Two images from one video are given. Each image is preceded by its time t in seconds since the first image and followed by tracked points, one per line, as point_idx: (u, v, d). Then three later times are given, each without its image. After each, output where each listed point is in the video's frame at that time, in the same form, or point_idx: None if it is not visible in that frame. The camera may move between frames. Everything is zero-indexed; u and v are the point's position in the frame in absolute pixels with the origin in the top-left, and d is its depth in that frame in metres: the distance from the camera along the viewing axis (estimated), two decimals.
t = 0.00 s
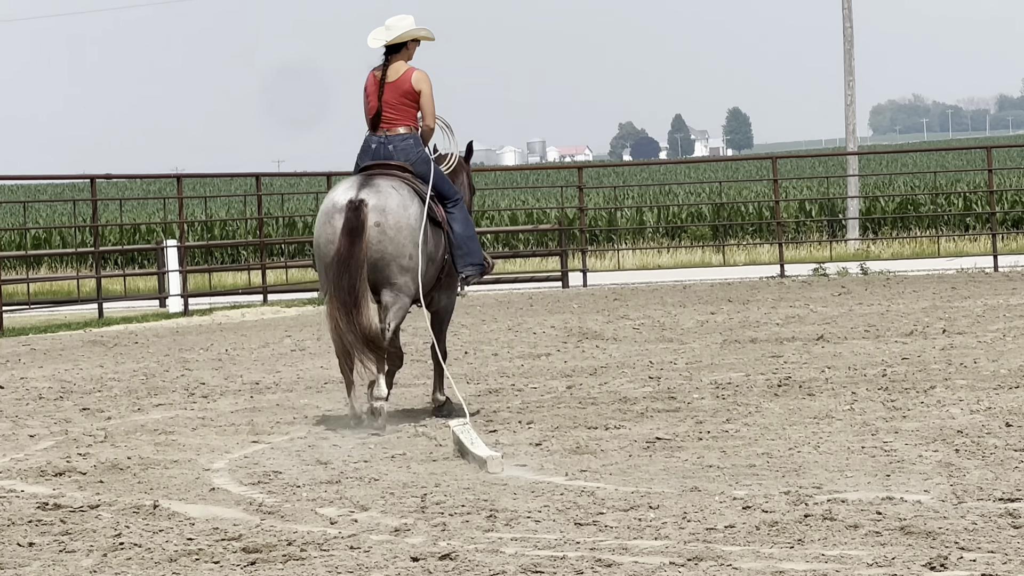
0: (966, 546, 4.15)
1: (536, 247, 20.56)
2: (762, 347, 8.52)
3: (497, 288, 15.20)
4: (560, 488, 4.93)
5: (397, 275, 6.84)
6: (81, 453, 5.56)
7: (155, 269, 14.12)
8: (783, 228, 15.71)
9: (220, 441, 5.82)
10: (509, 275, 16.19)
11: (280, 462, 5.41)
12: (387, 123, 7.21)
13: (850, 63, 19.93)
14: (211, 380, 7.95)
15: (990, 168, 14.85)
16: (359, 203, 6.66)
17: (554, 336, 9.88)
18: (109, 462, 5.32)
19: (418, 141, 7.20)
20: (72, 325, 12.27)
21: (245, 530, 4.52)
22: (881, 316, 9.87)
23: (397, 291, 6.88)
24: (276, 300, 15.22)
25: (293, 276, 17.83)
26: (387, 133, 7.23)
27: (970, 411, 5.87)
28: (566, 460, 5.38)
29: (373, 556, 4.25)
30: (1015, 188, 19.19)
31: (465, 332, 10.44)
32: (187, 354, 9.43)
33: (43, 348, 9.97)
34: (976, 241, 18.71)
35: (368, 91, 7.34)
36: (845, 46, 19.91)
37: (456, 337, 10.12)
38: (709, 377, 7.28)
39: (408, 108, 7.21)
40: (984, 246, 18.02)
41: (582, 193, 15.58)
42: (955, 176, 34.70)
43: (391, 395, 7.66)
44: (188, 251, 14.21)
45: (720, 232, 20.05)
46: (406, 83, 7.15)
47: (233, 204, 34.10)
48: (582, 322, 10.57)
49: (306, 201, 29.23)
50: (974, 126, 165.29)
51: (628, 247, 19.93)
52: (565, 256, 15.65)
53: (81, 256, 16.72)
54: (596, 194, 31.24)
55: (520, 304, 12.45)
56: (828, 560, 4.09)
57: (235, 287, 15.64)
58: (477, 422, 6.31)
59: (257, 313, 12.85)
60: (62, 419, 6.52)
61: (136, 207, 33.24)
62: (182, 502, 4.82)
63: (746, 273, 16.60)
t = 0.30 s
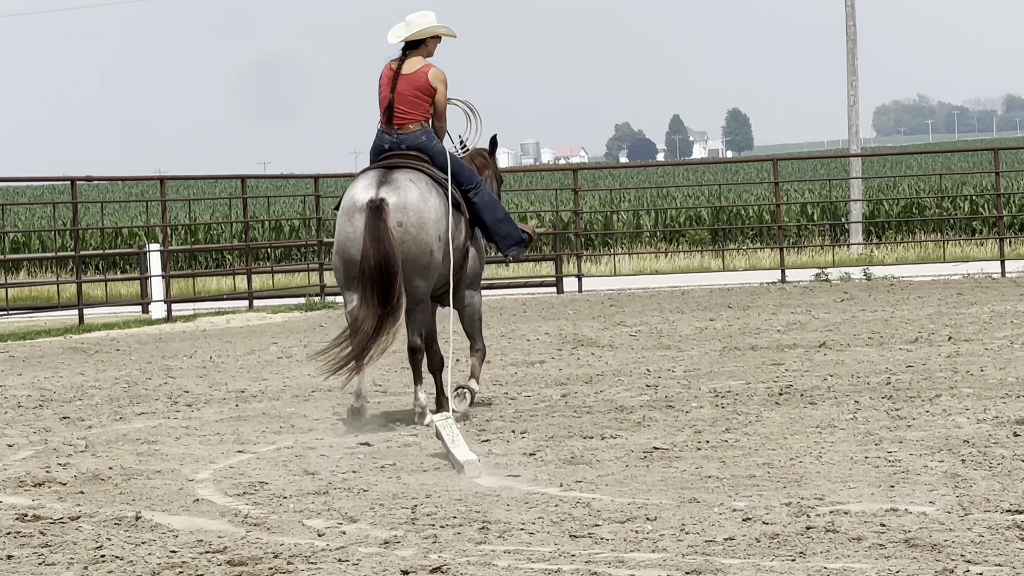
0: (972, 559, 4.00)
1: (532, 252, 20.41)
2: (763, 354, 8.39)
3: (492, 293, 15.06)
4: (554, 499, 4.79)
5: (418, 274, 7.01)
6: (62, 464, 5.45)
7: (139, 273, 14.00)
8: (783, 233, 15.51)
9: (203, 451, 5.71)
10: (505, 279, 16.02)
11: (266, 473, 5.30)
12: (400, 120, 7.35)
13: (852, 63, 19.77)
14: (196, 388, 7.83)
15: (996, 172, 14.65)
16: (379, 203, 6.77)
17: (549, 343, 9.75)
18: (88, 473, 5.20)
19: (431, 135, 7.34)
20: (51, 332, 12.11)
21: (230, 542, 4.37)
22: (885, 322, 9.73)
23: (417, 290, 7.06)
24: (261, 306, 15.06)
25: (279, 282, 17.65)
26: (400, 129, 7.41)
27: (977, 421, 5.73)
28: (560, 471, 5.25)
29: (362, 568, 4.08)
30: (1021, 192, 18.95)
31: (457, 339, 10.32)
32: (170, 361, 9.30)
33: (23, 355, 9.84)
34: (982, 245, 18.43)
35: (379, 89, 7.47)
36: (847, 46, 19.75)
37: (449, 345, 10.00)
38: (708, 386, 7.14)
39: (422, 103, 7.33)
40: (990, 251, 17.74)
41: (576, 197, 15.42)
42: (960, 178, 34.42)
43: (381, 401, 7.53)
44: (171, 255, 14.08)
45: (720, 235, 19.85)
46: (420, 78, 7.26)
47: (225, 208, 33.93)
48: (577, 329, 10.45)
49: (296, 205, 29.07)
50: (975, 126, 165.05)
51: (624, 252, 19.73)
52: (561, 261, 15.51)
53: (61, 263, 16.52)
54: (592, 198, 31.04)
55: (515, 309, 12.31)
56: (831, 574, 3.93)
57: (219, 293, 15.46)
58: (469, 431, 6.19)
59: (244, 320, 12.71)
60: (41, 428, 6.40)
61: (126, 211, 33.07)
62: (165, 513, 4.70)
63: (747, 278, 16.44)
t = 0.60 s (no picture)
0: (966, 565, 3.97)
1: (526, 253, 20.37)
2: (756, 358, 8.37)
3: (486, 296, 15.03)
4: (545, 504, 4.77)
5: (423, 283, 6.87)
6: (50, 468, 5.44)
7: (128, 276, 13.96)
8: (777, 236, 15.42)
9: (192, 456, 5.69)
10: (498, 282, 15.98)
11: (256, 477, 5.28)
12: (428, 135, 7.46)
13: (847, 64, 19.74)
14: (187, 391, 7.81)
15: (991, 174, 14.58)
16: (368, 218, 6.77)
17: (541, 347, 9.73)
18: (77, 478, 5.18)
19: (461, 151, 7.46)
20: (40, 335, 12.09)
21: (220, 546, 4.34)
22: (878, 326, 9.71)
23: (425, 296, 6.90)
24: (251, 310, 15.03)
25: (269, 285, 17.62)
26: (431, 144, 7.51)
27: (970, 425, 5.71)
28: (552, 475, 5.23)
29: (352, 573, 4.05)
30: (1016, 195, 18.85)
31: (449, 343, 10.30)
32: (160, 365, 9.28)
33: (11, 359, 9.81)
34: (976, 248, 18.29)
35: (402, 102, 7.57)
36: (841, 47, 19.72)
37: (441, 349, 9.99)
38: (702, 390, 7.12)
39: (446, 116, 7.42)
40: (985, 254, 17.61)
41: (569, 200, 15.39)
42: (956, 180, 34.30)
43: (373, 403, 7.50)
44: (160, 257, 14.02)
45: (713, 238, 19.78)
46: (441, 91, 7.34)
47: (216, 208, 33.85)
48: (569, 333, 10.43)
49: (287, 207, 29.05)
50: (975, 126, 164.95)
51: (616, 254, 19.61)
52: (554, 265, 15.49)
53: (50, 265, 16.48)
54: (585, 200, 30.98)
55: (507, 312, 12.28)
56: None
57: (210, 296, 15.45)
58: (461, 436, 6.16)
59: (234, 323, 12.67)
60: (30, 432, 6.38)
61: (118, 213, 32.95)
62: (154, 518, 4.68)
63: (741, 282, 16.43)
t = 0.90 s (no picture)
0: (959, 566, 3.97)
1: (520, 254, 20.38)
2: (749, 359, 8.38)
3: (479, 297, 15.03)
4: (538, 505, 4.77)
5: (432, 273, 7.17)
6: (42, 468, 5.44)
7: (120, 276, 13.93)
8: (770, 237, 15.39)
9: (184, 457, 5.70)
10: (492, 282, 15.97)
11: (248, 477, 5.29)
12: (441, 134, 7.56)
13: (839, 66, 19.74)
14: (181, 392, 7.82)
15: (985, 176, 14.57)
16: (390, 206, 6.97)
17: (534, 348, 9.73)
18: (69, 479, 5.18)
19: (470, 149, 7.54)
20: (32, 336, 12.09)
21: (212, 547, 4.34)
22: (871, 327, 9.71)
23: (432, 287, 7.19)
24: (244, 310, 15.03)
25: (262, 286, 17.63)
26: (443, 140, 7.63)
27: (963, 426, 5.71)
28: (545, 476, 5.24)
29: (345, 573, 4.04)
30: (1009, 195, 18.85)
31: (443, 345, 10.31)
32: (153, 365, 9.28)
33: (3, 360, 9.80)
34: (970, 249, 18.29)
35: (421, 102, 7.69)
36: (834, 49, 19.73)
37: (434, 351, 9.99)
38: (695, 391, 7.12)
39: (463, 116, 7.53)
40: (978, 255, 17.59)
41: (562, 201, 15.38)
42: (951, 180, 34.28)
43: (366, 403, 7.50)
44: (153, 258, 14.00)
45: (706, 238, 19.76)
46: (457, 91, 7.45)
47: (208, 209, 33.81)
48: (563, 334, 10.43)
49: (279, 208, 29.03)
50: (973, 127, 164.96)
51: (610, 255, 19.60)
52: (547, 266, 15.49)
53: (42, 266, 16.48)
54: (579, 202, 30.96)
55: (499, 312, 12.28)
56: None
57: (202, 297, 15.43)
58: (454, 437, 6.17)
59: (227, 324, 12.67)
60: (22, 433, 6.38)
61: (110, 214, 32.89)
62: (147, 519, 4.68)
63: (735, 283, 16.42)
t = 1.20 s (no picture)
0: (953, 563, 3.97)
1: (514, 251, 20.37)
2: (744, 357, 8.37)
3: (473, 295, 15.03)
4: (532, 503, 4.77)
5: (438, 269, 7.11)
6: (37, 466, 5.45)
7: (115, 274, 13.94)
8: (765, 234, 15.37)
9: (178, 454, 5.71)
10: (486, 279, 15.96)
11: (243, 475, 5.29)
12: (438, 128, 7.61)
13: (835, 63, 19.73)
14: (176, 389, 7.83)
15: (980, 174, 14.55)
16: (397, 200, 6.92)
17: (529, 346, 9.73)
18: (64, 475, 5.19)
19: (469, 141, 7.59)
20: (26, 333, 12.09)
21: (207, 544, 4.34)
22: (866, 325, 9.71)
23: (439, 283, 7.13)
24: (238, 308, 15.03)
25: (256, 283, 17.63)
26: (440, 134, 7.65)
27: (958, 424, 5.71)
28: (539, 473, 5.24)
29: (340, 571, 4.03)
30: (1003, 193, 18.84)
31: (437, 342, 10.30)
32: (147, 363, 9.28)
33: None
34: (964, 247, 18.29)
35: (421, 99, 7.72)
36: (829, 46, 19.72)
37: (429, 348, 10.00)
38: (689, 389, 7.13)
39: (459, 110, 7.60)
40: (973, 253, 17.57)
41: (557, 198, 15.36)
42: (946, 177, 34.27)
43: (362, 400, 7.50)
44: (147, 255, 14.01)
45: (700, 236, 19.76)
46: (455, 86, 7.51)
47: (201, 206, 33.76)
48: (558, 331, 10.43)
49: (274, 205, 29.03)
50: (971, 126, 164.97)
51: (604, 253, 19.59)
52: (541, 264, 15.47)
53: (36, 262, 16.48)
54: (574, 199, 30.93)
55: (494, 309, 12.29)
56: None
57: (197, 294, 15.43)
58: (448, 434, 6.17)
59: (221, 322, 12.66)
60: (17, 430, 6.38)
61: (103, 211, 32.83)
62: (141, 516, 4.68)
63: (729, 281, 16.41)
